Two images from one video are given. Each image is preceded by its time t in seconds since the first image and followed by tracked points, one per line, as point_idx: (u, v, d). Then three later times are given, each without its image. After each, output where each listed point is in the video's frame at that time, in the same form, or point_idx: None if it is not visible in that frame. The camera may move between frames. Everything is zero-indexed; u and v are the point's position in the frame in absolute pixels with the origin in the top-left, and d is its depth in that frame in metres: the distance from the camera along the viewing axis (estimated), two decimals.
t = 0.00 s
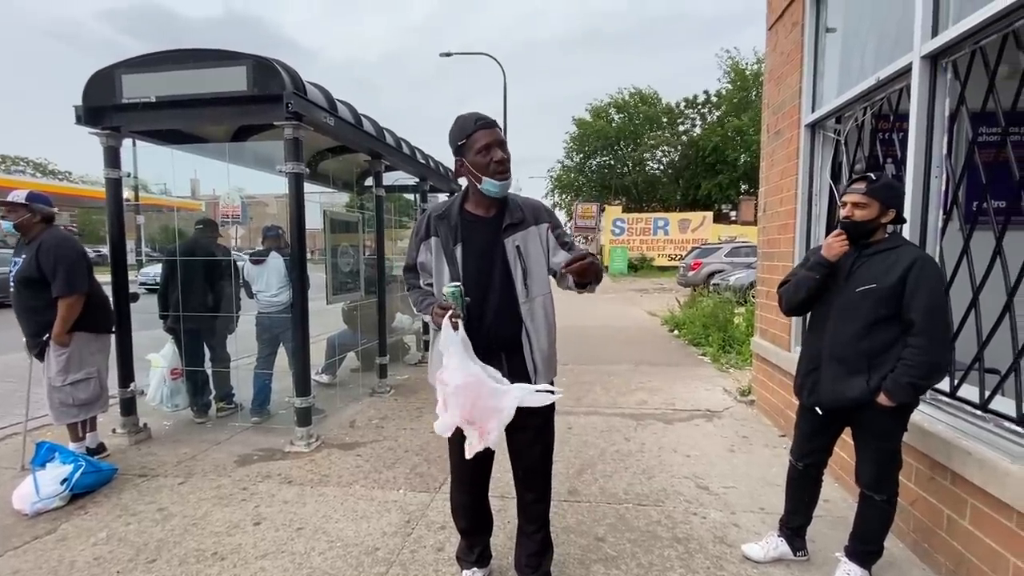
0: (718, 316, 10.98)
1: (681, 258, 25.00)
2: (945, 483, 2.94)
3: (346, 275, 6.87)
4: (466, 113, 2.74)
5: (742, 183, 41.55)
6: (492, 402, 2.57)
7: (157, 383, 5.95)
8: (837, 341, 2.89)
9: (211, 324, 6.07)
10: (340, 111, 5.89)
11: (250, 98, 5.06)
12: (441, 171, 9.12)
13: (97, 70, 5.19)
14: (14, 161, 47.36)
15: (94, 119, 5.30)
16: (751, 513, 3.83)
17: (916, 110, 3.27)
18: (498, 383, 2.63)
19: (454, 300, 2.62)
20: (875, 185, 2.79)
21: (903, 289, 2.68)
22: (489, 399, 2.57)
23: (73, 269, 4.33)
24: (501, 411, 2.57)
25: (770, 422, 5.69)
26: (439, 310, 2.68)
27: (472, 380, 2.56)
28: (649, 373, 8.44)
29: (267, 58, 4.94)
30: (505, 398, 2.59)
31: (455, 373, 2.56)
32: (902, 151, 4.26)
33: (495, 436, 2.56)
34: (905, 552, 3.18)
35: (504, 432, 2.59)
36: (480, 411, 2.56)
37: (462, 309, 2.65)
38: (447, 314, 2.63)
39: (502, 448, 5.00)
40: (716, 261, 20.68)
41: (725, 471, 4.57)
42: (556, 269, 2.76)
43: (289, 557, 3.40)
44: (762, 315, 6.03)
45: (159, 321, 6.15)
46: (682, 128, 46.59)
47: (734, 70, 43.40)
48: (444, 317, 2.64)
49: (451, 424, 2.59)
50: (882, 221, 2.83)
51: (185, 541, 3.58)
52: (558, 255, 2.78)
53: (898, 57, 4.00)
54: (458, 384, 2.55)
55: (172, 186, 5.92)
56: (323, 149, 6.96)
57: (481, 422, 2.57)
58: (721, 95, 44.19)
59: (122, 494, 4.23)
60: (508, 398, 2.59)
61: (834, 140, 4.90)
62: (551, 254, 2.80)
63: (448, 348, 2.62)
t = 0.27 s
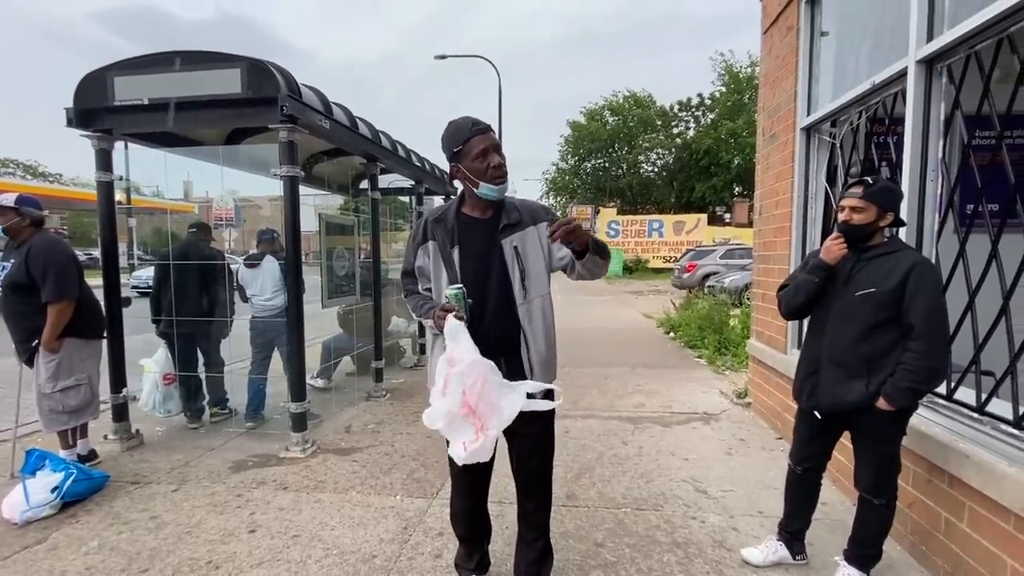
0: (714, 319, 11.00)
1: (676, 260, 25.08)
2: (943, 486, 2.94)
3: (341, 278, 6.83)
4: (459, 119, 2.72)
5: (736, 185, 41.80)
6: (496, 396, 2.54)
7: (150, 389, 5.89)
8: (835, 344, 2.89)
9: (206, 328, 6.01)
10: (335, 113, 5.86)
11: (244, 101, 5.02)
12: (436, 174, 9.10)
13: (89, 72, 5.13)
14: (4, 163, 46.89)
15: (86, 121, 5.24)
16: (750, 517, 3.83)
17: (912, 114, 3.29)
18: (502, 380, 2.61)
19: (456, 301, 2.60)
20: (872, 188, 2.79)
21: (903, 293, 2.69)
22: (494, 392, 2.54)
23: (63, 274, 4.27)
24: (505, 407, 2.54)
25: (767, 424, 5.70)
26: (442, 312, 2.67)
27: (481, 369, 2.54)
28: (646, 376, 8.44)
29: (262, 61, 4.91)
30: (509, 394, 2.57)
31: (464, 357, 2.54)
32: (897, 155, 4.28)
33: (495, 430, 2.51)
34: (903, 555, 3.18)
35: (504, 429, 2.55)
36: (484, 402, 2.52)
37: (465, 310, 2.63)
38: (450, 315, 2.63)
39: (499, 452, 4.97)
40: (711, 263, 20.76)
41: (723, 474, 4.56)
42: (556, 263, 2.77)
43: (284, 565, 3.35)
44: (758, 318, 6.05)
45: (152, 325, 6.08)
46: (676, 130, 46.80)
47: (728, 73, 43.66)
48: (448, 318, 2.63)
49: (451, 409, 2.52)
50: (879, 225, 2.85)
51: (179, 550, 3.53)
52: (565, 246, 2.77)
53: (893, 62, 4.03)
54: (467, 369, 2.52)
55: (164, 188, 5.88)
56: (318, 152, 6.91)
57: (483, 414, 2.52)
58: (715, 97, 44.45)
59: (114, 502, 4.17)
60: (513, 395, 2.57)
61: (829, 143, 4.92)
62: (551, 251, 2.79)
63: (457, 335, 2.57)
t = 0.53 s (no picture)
0: (710, 320, 11.04)
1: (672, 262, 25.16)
2: (942, 487, 2.96)
3: (339, 281, 6.79)
4: (465, 123, 2.70)
5: (730, 187, 42.03)
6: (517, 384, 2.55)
7: (145, 394, 5.83)
8: (837, 347, 2.90)
9: (202, 332, 5.97)
10: (333, 116, 5.84)
11: (240, 104, 5.00)
12: (433, 176, 9.10)
13: (83, 74, 5.09)
14: None
15: (80, 124, 5.19)
16: (750, 519, 3.83)
17: (908, 118, 3.32)
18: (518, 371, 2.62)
19: (461, 305, 2.59)
20: (873, 192, 2.82)
21: (904, 297, 2.71)
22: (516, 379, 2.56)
23: (57, 279, 4.22)
24: (525, 394, 2.55)
25: (765, 426, 5.71)
26: (446, 317, 2.61)
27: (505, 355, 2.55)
28: (643, 378, 8.45)
29: (259, 64, 4.89)
30: (528, 384, 2.58)
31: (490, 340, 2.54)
32: (894, 158, 4.31)
33: (515, 416, 2.51)
34: (903, 556, 3.20)
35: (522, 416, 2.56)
36: (506, 387, 2.52)
37: (469, 314, 2.61)
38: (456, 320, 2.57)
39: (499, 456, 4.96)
40: (707, 264, 20.84)
41: (723, 476, 4.57)
42: (558, 265, 2.76)
43: (284, 572, 3.32)
44: (756, 319, 6.07)
45: (147, 329, 6.02)
46: (671, 133, 47.01)
47: (722, 75, 43.91)
48: (452, 325, 2.59)
49: (475, 387, 2.50)
50: (881, 230, 2.86)
51: (176, 557, 3.48)
52: (569, 243, 2.75)
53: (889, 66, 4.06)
54: (493, 352, 2.53)
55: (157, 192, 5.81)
56: (315, 155, 6.88)
57: (504, 398, 2.52)
58: (709, 100, 44.69)
59: (110, 509, 4.12)
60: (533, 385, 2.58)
61: (825, 146, 4.95)
62: (553, 253, 2.78)
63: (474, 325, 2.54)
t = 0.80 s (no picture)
0: (707, 321, 11.06)
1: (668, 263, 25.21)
2: (947, 487, 2.96)
3: (337, 283, 6.76)
4: (473, 121, 2.69)
5: (726, 188, 42.21)
6: (537, 389, 2.58)
7: (142, 396, 5.78)
8: (842, 348, 2.91)
9: (200, 334, 5.92)
10: (332, 117, 5.82)
11: (239, 105, 4.97)
12: (431, 177, 9.08)
13: (81, 74, 5.04)
14: None
15: (77, 125, 5.14)
16: (753, 520, 3.82)
17: (910, 118, 3.33)
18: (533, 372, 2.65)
19: (466, 305, 2.57)
20: (878, 191, 2.82)
21: (909, 297, 2.71)
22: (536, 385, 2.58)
23: (55, 281, 4.17)
24: (547, 397, 2.59)
25: (766, 426, 5.71)
26: (453, 317, 2.59)
27: (522, 366, 2.56)
28: (642, 378, 8.45)
29: (258, 64, 4.86)
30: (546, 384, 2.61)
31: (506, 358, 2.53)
32: (895, 158, 4.33)
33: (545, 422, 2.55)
34: (908, 556, 3.20)
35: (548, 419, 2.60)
36: (530, 396, 2.54)
37: (475, 315, 2.59)
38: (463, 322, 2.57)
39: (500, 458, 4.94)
40: (703, 265, 20.89)
41: (724, 477, 4.56)
42: (568, 266, 2.74)
43: None
44: (756, 320, 6.08)
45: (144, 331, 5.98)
46: (666, 134, 47.15)
47: (717, 77, 44.09)
48: (459, 326, 2.58)
49: (506, 410, 2.47)
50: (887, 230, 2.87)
51: (176, 561, 3.44)
52: (580, 243, 2.73)
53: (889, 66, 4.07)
54: (511, 367, 2.52)
55: (151, 193, 5.77)
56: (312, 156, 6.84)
57: (532, 408, 2.54)
58: (704, 101, 44.86)
59: (108, 513, 4.07)
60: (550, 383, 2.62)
61: (825, 147, 4.97)
62: (562, 253, 2.76)
63: (484, 341, 2.51)
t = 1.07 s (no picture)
0: (707, 321, 11.06)
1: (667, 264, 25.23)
2: (954, 488, 2.95)
3: (337, 283, 6.73)
4: (481, 120, 2.67)
5: (724, 189, 42.28)
6: (535, 399, 2.54)
7: (142, 398, 5.74)
8: (847, 348, 2.90)
9: (200, 334, 5.89)
10: (332, 117, 5.80)
11: (240, 105, 4.94)
12: (430, 178, 9.07)
13: (83, 76, 5.02)
14: None
15: (79, 126, 5.12)
16: (757, 521, 3.81)
17: (915, 118, 3.32)
18: (534, 377, 2.61)
19: (474, 307, 2.53)
20: (883, 191, 2.81)
21: (915, 298, 2.71)
22: (534, 395, 2.54)
23: (57, 282, 4.15)
24: (545, 405, 2.55)
25: (767, 427, 5.70)
26: (460, 318, 2.58)
27: (519, 380, 2.52)
28: (642, 379, 8.44)
29: (260, 64, 4.84)
30: (546, 392, 2.56)
31: (502, 374, 2.50)
32: (897, 159, 4.33)
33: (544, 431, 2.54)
34: (913, 558, 3.19)
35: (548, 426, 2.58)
36: (528, 409, 2.51)
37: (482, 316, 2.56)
38: (470, 322, 2.55)
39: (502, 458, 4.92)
40: (702, 266, 20.91)
41: (727, 478, 4.55)
42: (574, 267, 2.71)
43: None
44: (757, 320, 6.07)
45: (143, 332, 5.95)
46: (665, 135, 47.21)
47: (716, 78, 44.17)
48: (466, 327, 2.56)
49: (505, 426, 2.48)
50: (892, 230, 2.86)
51: (179, 563, 3.42)
52: (585, 245, 2.70)
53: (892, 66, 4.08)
54: (508, 383, 2.50)
55: (150, 194, 5.73)
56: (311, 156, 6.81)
57: (531, 421, 2.52)
58: (703, 103, 44.94)
59: (109, 514, 4.04)
60: (549, 391, 2.56)
61: (827, 147, 4.97)
62: (567, 255, 2.75)
63: (486, 351, 2.51)
